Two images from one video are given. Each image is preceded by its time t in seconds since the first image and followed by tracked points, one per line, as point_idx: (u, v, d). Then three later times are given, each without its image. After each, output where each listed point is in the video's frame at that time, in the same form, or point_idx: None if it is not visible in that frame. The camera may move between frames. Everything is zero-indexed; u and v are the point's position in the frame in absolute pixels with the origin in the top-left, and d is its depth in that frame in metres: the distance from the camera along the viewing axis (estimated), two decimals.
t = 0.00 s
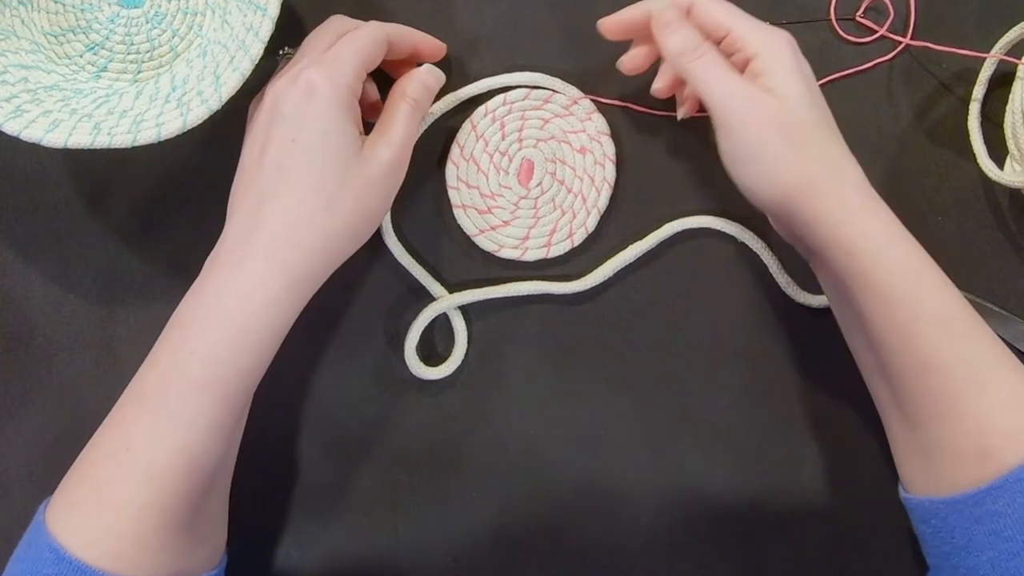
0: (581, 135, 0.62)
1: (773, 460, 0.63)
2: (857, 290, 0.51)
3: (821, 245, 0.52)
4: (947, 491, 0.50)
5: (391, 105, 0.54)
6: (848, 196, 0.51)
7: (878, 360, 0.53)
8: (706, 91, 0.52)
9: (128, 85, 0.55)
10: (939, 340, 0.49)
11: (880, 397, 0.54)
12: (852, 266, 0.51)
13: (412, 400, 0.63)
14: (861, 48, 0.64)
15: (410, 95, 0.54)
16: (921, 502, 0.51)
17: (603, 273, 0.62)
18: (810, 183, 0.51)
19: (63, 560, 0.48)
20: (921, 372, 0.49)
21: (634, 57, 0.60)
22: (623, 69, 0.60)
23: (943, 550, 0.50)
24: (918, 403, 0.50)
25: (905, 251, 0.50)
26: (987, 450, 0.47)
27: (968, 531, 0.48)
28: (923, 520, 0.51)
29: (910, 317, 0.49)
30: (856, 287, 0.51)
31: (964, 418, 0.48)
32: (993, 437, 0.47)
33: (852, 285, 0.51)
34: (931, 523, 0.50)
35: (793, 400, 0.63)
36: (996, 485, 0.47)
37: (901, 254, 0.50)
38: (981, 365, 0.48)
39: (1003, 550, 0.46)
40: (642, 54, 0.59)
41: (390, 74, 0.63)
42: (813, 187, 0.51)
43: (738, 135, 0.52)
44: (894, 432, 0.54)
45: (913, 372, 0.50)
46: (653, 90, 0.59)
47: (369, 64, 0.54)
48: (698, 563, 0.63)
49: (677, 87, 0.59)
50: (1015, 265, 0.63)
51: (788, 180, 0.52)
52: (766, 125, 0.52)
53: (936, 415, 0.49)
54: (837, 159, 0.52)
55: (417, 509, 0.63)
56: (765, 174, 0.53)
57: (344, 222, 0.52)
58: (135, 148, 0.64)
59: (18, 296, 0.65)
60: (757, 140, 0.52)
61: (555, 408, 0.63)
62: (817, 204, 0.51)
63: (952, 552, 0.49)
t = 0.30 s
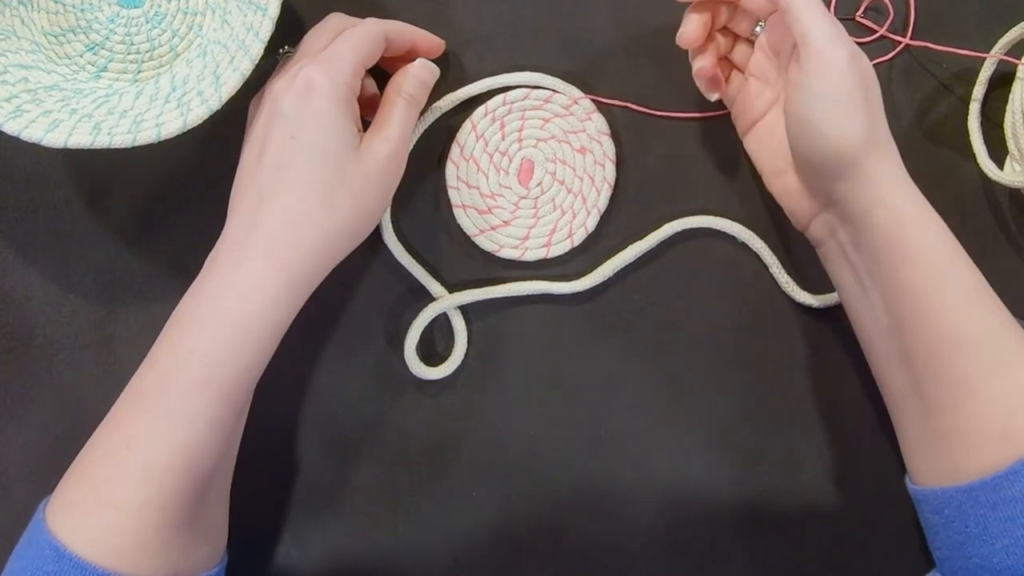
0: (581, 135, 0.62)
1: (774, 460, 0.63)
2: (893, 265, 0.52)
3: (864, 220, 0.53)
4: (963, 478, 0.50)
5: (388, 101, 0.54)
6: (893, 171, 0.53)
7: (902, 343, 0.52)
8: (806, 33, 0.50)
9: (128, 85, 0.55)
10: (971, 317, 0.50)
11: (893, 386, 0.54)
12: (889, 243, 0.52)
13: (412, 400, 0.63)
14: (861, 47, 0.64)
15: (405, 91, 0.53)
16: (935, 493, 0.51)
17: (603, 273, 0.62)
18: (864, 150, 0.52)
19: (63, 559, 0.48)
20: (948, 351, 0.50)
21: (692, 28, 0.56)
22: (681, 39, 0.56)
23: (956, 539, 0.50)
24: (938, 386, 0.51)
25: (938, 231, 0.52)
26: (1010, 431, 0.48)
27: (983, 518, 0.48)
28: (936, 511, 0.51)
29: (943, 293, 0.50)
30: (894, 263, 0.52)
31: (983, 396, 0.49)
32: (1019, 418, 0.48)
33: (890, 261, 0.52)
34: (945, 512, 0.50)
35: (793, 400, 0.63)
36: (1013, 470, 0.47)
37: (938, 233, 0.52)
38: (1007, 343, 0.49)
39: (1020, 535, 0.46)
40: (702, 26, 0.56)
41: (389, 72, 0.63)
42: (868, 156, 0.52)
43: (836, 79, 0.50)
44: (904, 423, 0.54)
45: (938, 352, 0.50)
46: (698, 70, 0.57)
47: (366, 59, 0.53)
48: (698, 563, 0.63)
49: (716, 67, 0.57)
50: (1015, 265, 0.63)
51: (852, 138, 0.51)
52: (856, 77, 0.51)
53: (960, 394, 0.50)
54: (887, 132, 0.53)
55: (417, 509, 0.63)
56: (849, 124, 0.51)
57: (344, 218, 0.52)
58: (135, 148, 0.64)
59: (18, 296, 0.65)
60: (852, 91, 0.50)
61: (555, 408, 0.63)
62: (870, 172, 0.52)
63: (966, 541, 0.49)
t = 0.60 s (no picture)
0: (581, 135, 0.62)
1: (774, 460, 0.63)
2: (894, 261, 0.52)
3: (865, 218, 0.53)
4: (964, 476, 0.50)
5: (390, 100, 0.54)
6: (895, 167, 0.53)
7: (902, 340, 0.53)
8: (804, 32, 0.50)
9: (128, 85, 0.55)
10: (971, 313, 0.50)
11: (893, 384, 0.54)
12: (889, 240, 0.52)
13: (412, 400, 0.63)
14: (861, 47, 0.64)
15: (408, 91, 0.54)
16: (935, 492, 0.51)
17: (603, 272, 0.62)
18: (863, 147, 0.52)
19: (65, 557, 0.48)
20: (949, 346, 0.50)
21: (693, 28, 0.55)
22: (682, 38, 0.55)
23: (956, 537, 0.50)
24: (938, 382, 0.51)
25: (938, 228, 0.52)
26: (1012, 427, 0.48)
27: (983, 515, 0.48)
28: (936, 510, 0.51)
29: (943, 290, 0.51)
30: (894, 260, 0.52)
31: (984, 391, 0.49)
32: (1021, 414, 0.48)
33: (892, 257, 0.52)
34: (946, 511, 0.50)
35: (795, 399, 0.63)
36: (1014, 468, 0.47)
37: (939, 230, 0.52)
38: (1006, 340, 0.50)
39: (1020, 534, 0.46)
40: (703, 26, 0.55)
41: (389, 71, 0.63)
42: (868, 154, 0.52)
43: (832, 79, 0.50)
44: (903, 420, 0.54)
45: (939, 348, 0.50)
46: (696, 68, 0.56)
47: (365, 57, 0.53)
48: (698, 563, 0.63)
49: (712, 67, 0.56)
50: (1015, 264, 0.64)
51: (850, 137, 0.51)
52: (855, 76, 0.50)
53: (961, 390, 0.50)
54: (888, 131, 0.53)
55: (417, 510, 0.63)
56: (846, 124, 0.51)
57: (343, 217, 0.52)
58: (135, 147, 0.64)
59: (18, 296, 0.65)
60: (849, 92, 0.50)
61: (556, 407, 0.63)
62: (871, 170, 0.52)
63: (966, 540, 0.49)
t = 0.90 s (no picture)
0: (582, 135, 0.62)
1: (774, 459, 0.63)
2: (894, 261, 0.52)
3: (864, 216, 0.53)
4: (964, 476, 0.50)
5: (392, 100, 0.54)
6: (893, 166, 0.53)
7: (901, 339, 0.53)
8: (798, 30, 0.50)
9: (128, 85, 0.55)
10: (970, 313, 0.50)
11: (893, 384, 0.54)
12: (888, 239, 0.52)
13: (412, 400, 0.63)
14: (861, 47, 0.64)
15: (410, 91, 0.54)
16: (935, 492, 0.51)
17: (603, 272, 0.62)
18: (860, 146, 0.52)
19: (66, 556, 0.48)
20: (949, 346, 0.50)
21: (693, 28, 0.55)
22: (681, 39, 0.55)
23: (956, 537, 0.50)
24: (938, 382, 0.51)
25: (937, 228, 0.52)
26: (1012, 427, 0.48)
27: (983, 516, 0.48)
28: (936, 510, 0.51)
29: (942, 290, 0.51)
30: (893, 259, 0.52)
31: (985, 390, 0.49)
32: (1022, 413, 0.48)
33: (891, 257, 0.52)
34: (946, 510, 0.50)
35: (795, 399, 0.63)
36: (1014, 468, 0.47)
37: (938, 230, 0.52)
38: (1006, 340, 0.50)
39: (1020, 534, 0.46)
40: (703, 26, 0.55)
41: (389, 71, 0.63)
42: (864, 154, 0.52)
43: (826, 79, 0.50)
44: (902, 420, 0.54)
45: (939, 348, 0.50)
46: (696, 68, 0.56)
47: (365, 56, 0.53)
48: (698, 563, 0.63)
49: (711, 67, 0.56)
50: (1015, 264, 0.64)
51: (846, 136, 0.51)
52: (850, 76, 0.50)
53: (961, 389, 0.50)
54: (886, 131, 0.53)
55: (417, 509, 0.63)
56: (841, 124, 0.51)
57: (343, 216, 0.52)
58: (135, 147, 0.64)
59: (18, 296, 0.65)
60: (845, 92, 0.50)
61: (555, 408, 0.63)
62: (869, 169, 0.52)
63: (965, 540, 0.49)
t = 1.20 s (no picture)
0: (582, 135, 0.62)
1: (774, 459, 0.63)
2: (894, 259, 0.52)
3: (864, 215, 0.53)
4: (965, 475, 0.50)
5: (394, 100, 0.54)
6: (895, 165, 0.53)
7: (901, 339, 0.53)
8: (798, 30, 0.50)
9: (128, 85, 0.55)
10: (971, 312, 0.50)
11: (893, 383, 0.54)
12: (889, 238, 0.52)
13: (412, 400, 0.63)
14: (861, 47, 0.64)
15: (411, 90, 0.54)
16: (936, 491, 0.51)
17: (603, 272, 0.62)
18: (861, 144, 0.51)
19: (66, 555, 0.48)
20: (949, 345, 0.50)
21: (695, 28, 0.55)
22: (682, 38, 0.55)
23: (956, 537, 0.50)
24: (937, 381, 0.51)
25: (938, 228, 0.52)
26: (1011, 426, 0.48)
27: (984, 515, 0.48)
28: (936, 509, 0.51)
29: (943, 289, 0.51)
30: (893, 258, 0.52)
31: (985, 390, 0.49)
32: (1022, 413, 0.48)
33: (891, 255, 0.52)
34: (946, 510, 0.50)
35: (795, 399, 0.63)
36: (1014, 467, 0.47)
37: (940, 230, 0.52)
38: (1006, 339, 0.50)
39: (1021, 533, 0.46)
40: (705, 25, 0.55)
41: (390, 71, 0.63)
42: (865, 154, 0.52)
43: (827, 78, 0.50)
44: (902, 419, 0.54)
45: (939, 347, 0.50)
46: (696, 67, 0.56)
47: (365, 55, 0.53)
48: (698, 563, 0.63)
49: (712, 67, 0.56)
50: (1016, 265, 0.63)
51: (847, 134, 0.51)
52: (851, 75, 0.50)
53: (961, 388, 0.50)
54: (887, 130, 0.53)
55: (416, 509, 0.63)
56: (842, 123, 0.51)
57: (344, 215, 0.52)
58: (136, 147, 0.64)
59: (18, 295, 0.65)
60: (846, 91, 0.50)
61: (555, 408, 0.63)
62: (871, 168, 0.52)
63: (965, 539, 0.49)
